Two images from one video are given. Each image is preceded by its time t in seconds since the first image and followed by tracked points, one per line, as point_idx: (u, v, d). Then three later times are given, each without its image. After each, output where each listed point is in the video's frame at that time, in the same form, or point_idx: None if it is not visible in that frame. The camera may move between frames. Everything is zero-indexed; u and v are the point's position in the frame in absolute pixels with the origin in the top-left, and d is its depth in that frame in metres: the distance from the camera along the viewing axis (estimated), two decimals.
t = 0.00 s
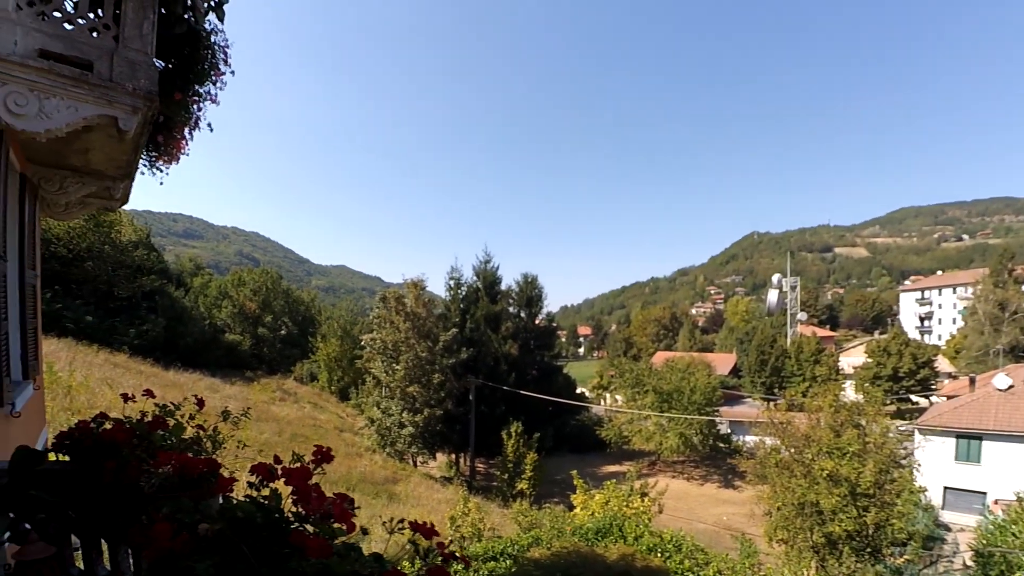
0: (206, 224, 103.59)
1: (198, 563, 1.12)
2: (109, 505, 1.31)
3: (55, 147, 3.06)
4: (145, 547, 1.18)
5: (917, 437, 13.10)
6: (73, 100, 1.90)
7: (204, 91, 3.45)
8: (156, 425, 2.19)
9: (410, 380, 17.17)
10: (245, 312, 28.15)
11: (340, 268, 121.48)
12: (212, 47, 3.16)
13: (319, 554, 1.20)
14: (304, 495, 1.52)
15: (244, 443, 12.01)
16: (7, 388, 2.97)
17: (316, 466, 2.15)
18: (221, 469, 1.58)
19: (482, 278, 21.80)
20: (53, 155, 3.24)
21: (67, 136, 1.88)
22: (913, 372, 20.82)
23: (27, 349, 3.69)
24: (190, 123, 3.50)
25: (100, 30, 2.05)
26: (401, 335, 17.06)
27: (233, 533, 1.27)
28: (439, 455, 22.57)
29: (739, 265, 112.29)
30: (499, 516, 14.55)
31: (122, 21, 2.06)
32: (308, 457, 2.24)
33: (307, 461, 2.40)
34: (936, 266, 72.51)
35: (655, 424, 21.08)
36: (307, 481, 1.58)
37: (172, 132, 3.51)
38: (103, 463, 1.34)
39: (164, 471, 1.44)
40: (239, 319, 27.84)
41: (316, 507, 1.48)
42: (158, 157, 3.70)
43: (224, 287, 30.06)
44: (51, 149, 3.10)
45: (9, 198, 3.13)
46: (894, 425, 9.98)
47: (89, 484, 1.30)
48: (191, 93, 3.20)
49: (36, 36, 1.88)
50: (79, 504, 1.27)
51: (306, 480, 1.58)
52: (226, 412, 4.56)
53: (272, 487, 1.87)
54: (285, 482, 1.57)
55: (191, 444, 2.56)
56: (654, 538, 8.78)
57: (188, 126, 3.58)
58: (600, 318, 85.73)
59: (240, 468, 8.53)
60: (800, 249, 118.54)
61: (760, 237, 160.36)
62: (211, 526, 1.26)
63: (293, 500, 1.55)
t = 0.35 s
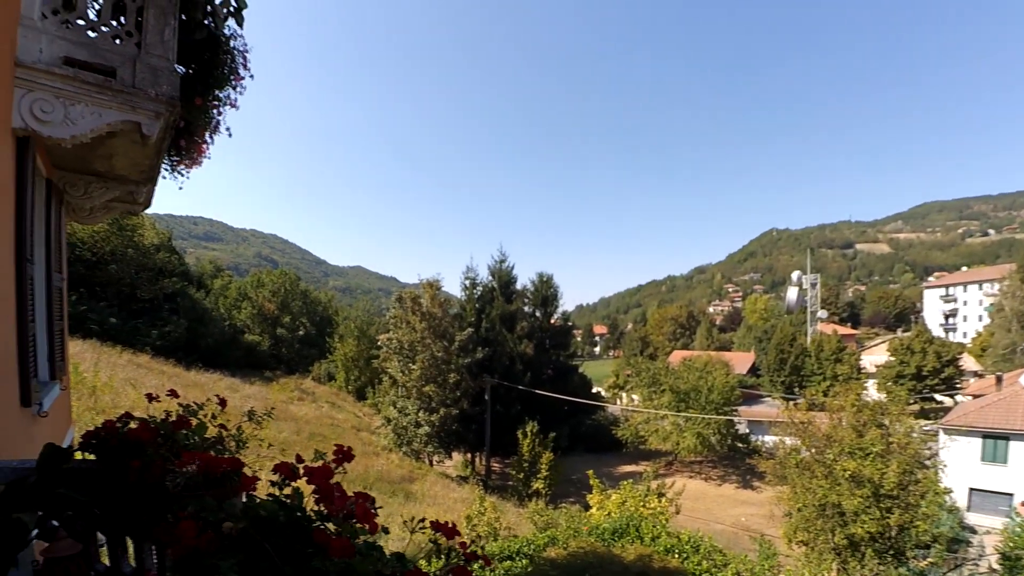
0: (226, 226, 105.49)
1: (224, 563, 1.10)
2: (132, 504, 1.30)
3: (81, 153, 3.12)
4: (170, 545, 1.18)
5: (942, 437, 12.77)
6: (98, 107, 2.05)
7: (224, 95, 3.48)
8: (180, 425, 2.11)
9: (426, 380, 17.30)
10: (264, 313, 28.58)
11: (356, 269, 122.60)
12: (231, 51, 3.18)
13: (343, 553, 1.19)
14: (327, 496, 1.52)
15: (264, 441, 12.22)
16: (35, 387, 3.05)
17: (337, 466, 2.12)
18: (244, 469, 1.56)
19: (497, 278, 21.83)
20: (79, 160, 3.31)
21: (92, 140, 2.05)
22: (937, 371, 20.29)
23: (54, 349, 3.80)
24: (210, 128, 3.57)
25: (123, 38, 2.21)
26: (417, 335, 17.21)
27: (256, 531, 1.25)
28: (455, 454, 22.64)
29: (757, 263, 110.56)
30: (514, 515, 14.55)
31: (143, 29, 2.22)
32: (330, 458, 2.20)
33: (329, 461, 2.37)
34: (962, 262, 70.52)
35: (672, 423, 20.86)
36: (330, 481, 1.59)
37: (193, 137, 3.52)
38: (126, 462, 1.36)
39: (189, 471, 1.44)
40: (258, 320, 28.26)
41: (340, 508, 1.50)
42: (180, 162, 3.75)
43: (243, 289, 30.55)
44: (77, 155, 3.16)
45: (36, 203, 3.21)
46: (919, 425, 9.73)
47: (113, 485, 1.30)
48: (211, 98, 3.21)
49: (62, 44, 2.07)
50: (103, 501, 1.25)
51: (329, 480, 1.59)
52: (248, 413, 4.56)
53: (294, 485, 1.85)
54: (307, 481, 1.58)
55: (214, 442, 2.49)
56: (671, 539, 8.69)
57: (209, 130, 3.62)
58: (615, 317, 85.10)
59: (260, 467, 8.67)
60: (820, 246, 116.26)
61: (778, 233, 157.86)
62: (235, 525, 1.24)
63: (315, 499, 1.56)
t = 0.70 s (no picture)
0: (242, 230, 107.01)
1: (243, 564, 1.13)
2: (154, 505, 1.32)
3: (101, 158, 3.17)
4: (192, 546, 1.16)
5: (965, 438, 12.46)
6: (118, 114, 2.10)
7: (240, 101, 3.50)
8: (200, 425, 2.05)
9: (439, 381, 17.39)
10: (279, 315, 28.91)
11: (370, 271, 123.47)
12: (247, 57, 3.20)
13: (361, 555, 1.25)
14: (343, 498, 1.52)
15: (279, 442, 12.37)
16: (58, 389, 3.11)
17: (354, 467, 2.10)
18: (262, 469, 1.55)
19: (510, 278, 21.85)
20: (99, 166, 3.36)
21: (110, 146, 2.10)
22: (958, 370, 19.83)
23: (75, 351, 3.87)
24: (228, 133, 3.59)
25: (141, 45, 2.24)
26: (430, 336, 17.33)
27: (274, 532, 1.29)
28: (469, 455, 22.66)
29: (773, 262, 109.02)
30: (528, 516, 14.53)
31: (161, 36, 2.25)
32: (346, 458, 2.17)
33: (345, 462, 2.35)
34: (985, 258, 68.77)
35: (686, 424, 20.65)
36: (348, 480, 1.59)
37: (211, 142, 3.57)
38: (147, 462, 1.37)
39: (210, 473, 1.40)
40: (273, 322, 28.58)
41: (358, 508, 1.50)
42: (198, 167, 3.79)
43: (259, 291, 30.93)
44: (98, 161, 3.22)
45: (58, 208, 3.27)
46: (941, 426, 9.51)
47: (137, 484, 1.33)
48: (228, 103, 3.23)
49: (81, 52, 2.09)
50: (124, 502, 1.29)
51: (347, 480, 1.58)
52: (266, 414, 4.54)
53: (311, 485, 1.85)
54: (325, 481, 1.58)
55: (233, 443, 2.44)
56: (686, 541, 8.62)
57: (226, 136, 3.65)
58: (629, 317, 84.49)
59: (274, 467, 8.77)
60: (837, 244, 114.30)
61: (794, 231, 155.64)
62: (255, 525, 1.25)
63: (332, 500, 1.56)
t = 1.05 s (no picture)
0: (262, 234, 108.79)
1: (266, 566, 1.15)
2: (178, 504, 1.36)
3: (126, 167, 3.26)
4: (217, 548, 1.20)
5: (995, 439, 12.07)
6: (141, 122, 2.21)
7: (260, 108, 3.54)
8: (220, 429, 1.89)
9: (456, 382, 17.47)
10: (298, 318, 29.33)
11: (386, 274, 124.51)
12: (266, 64, 3.24)
13: (385, 556, 1.25)
14: (365, 500, 1.53)
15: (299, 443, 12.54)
16: (85, 392, 3.21)
17: (376, 468, 2.11)
18: (285, 472, 1.58)
19: (526, 279, 21.85)
20: (123, 174, 3.44)
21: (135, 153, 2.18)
22: (987, 369, 19.25)
23: (102, 355, 3.96)
24: (247, 138, 3.65)
25: (164, 55, 2.33)
26: (447, 338, 17.46)
27: (296, 534, 1.31)
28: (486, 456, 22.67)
29: (793, 259, 107.07)
30: (545, 517, 14.51)
31: (183, 45, 2.36)
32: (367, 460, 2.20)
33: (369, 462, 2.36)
34: (1015, 253, 66.61)
35: (705, 425, 20.40)
36: (369, 482, 1.58)
37: (231, 148, 3.61)
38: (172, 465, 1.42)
39: (236, 475, 1.45)
40: (293, 325, 29.00)
41: (380, 511, 1.51)
42: (219, 172, 3.85)
43: (278, 295, 31.40)
44: (122, 169, 3.30)
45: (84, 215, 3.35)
46: (969, 426, 9.24)
47: (162, 486, 1.38)
48: (247, 110, 3.27)
49: (107, 62, 2.18)
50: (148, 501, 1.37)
51: (368, 483, 1.58)
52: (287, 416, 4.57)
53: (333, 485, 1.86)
54: (346, 482, 1.57)
55: (255, 445, 2.43)
56: (706, 543, 8.53)
57: (246, 142, 3.71)
58: (646, 317, 83.70)
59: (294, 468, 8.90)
60: (860, 240, 111.82)
61: (814, 228, 152.73)
62: (278, 526, 1.29)
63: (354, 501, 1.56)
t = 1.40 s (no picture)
0: (281, 238, 110.40)
1: (289, 566, 1.20)
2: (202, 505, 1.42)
3: (150, 172, 3.34)
4: (242, 549, 1.27)
5: None
6: (165, 130, 2.25)
7: (279, 113, 3.56)
8: (244, 428, 1.78)
9: (472, 383, 17.53)
10: (317, 320, 29.70)
11: (403, 276, 125.40)
12: (285, 70, 3.25)
13: (405, 559, 1.31)
14: (386, 503, 1.54)
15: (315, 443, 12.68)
16: (110, 393, 3.29)
17: (394, 471, 2.12)
18: (307, 471, 1.58)
19: (542, 280, 21.84)
20: (148, 179, 3.53)
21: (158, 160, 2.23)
22: (1017, 370, 18.64)
23: (126, 357, 4.06)
24: (268, 144, 3.69)
25: (187, 63, 2.40)
26: (463, 339, 17.57)
27: (320, 534, 1.36)
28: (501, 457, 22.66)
29: (813, 258, 105.06)
30: (560, 519, 14.46)
31: (205, 53, 2.42)
32: (386, 462, 2.18)
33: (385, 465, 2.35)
34: None
35: (724, 427, 20.12)
36: (390, 484, 1.60)
37: (251, 153, 3.65)
38: (195, 465, 1.45)
39: (258, 476, 1.48)
40: (311, 327, 29.37)
41: (402, 513, 1.52)
42: (240, 178, 3.91)
43: (297, 297, 31.84)
44: (147, 175, 3.39)
45: (111, 220, 3.45)
46: (999, 430, 8.95)
47: (185, 486, 1.42)
48: (267, 115, 3.30)
49: (131, 70, 2.24)
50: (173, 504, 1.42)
51: (389, 485, 1.59)
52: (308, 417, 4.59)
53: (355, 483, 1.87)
54: (367, 485, 1.60)
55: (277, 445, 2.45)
56: (724, 547, 8.42)
57: (266, 147, 3.75)
58: (663, 318, 82.86)
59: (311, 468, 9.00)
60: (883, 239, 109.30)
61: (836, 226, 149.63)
62: (300, 528, 1.33)
63: (375, 503, 1.58)
